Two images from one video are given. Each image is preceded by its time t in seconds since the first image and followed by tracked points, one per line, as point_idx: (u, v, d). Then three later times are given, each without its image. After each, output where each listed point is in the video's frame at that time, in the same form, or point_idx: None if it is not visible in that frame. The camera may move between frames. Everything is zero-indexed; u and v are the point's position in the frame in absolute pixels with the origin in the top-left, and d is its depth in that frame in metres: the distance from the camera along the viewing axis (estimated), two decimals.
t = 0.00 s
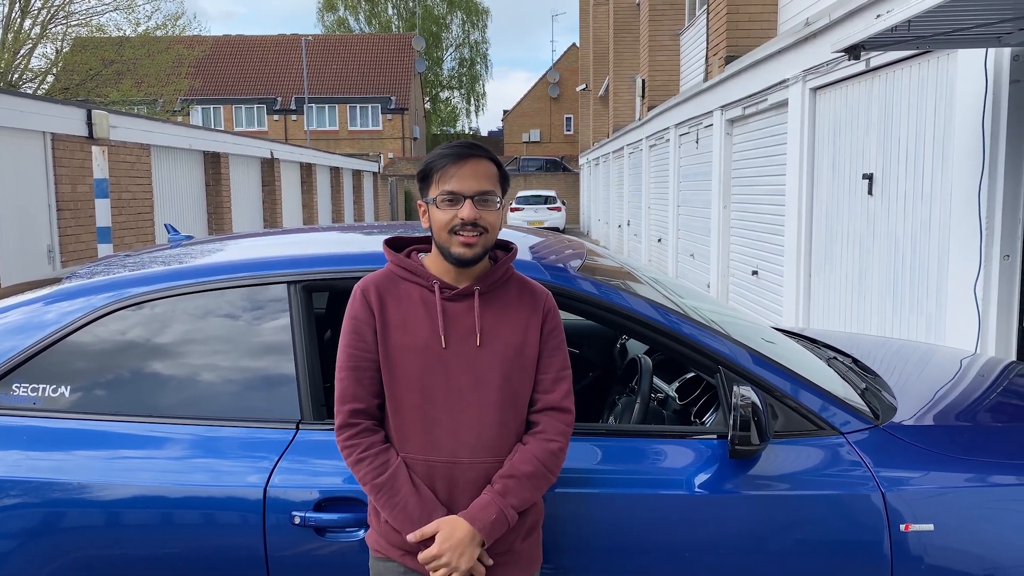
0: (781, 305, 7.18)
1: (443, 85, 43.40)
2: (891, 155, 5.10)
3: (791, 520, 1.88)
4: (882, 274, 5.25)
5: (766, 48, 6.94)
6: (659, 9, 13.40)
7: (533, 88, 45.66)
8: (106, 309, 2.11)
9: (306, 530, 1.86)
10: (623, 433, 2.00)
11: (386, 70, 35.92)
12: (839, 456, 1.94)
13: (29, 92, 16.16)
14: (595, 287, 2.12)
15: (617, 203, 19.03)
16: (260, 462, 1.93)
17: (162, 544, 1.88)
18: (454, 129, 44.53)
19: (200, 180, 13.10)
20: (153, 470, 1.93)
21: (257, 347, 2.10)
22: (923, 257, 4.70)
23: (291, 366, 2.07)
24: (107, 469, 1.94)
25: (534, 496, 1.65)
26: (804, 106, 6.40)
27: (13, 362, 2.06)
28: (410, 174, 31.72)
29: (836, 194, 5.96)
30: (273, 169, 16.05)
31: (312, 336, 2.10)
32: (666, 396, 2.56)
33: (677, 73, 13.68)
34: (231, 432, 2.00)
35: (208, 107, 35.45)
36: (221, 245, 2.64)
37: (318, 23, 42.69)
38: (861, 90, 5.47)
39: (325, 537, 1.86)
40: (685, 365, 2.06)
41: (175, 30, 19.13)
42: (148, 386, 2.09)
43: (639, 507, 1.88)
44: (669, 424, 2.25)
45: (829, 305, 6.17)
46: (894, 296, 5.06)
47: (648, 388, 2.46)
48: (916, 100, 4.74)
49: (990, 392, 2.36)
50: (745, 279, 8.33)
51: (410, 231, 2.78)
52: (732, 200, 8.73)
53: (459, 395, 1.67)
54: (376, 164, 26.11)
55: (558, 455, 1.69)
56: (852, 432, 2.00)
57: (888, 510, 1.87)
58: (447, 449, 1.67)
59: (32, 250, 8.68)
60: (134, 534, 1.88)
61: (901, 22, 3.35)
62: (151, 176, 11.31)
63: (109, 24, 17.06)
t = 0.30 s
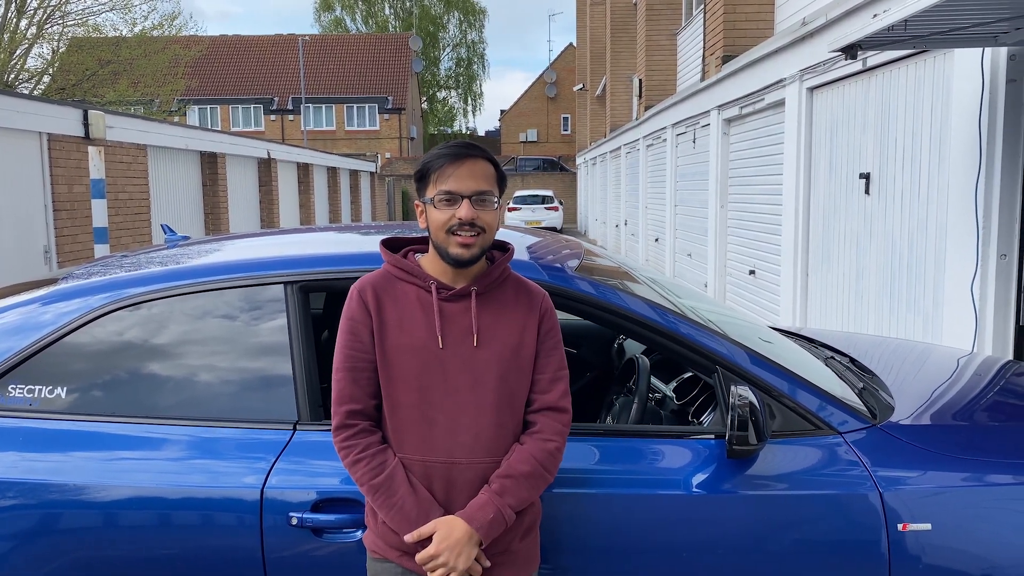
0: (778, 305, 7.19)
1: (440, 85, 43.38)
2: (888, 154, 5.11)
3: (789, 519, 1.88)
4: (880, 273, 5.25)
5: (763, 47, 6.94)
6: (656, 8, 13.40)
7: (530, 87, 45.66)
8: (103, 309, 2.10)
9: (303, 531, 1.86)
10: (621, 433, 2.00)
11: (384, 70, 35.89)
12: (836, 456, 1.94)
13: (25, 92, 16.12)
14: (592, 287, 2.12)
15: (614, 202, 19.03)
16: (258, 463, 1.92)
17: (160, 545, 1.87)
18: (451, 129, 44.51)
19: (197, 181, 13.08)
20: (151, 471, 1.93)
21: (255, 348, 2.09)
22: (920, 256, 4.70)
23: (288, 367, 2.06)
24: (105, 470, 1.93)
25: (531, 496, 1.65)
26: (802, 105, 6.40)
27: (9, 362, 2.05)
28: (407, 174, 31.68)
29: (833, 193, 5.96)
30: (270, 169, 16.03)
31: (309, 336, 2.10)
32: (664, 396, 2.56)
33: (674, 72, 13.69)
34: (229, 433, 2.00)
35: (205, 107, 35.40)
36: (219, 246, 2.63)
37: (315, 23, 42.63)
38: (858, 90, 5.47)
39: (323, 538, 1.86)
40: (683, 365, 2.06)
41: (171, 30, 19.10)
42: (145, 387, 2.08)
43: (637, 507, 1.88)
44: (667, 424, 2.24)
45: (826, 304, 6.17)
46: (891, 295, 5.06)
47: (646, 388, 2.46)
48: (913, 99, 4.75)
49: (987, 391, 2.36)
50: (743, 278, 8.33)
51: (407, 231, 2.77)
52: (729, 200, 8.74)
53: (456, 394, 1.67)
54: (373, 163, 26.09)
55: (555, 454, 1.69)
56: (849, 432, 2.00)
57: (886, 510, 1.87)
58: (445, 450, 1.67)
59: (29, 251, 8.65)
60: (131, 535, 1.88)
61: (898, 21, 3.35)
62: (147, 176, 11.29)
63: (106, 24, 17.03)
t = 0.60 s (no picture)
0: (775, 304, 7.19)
1: (437, 85, 43.36)
2: (885, 153, 5.11)
3: (787, 518, 1.88)
4: (877, 272, 5.25)
5: (760, 46, 6.94)
6: (653, 8, 13.40)
7: (527, 87, 45.66)
8: (99, 309, 2.10)
9: (300, 532, 1.85)
10: (619, 432, 2.00)
11: (381, 70, 35.87)
12: (834, 455, 1.94)
13: (21, 92, 16.09)
14: (590, 287, 2.11)
15: (611, 202, 19.05)
16: (255, 463, 1.92)
17: (158, 546, 1.87)
18: (448, 128, 44.49)
19: (193, 181, 13.05)
20: (149, 471, 1.92)
21: (252, 348, 2.09)
22: (917, 255, 4.70)
23: (285, 366, 2.06)
24: (103, 471, 1.93)
25: (530, 496, 1.64)
26: (799, 105, 6.40)
27: (5, 362, 2.04)
28: (404, 174, 31.66)
29: (830, 193, 5.97)
30: (267, 169, 16.01)
31: (306, 336, 2.10)
32: (661, 396, 2.56)
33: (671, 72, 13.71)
34: (226, 433, 1.99)
35: (202, 107, 35.35)
36: (216, 246, 2.62)
37: (311, 23, 42.58)
38: (855, 89, 5.47)
39: (320, 538, 1.86)
40: (681, 364, 2.05)
41: (168, 30, 19.08)
42: (142, 388, 2.08)
43: (635, 506, 1.87)
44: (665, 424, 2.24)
45: (823, 303, 6.18)
46: (888, 294, 5.07)
47: (643, 387, 2.45)
48: (909, 98, 4.75)
49: (984, 390, 2.37)
50: (740, 277, 8.34)
51: (405, 231, 2.77)
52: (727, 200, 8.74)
53: (454, 394, 1.67)
54: (370, 163, 26.08)
55: (553, 454, 1.68)
56: (847, 431, 2.00)
57: (883, 508, 1.87)
58: (443, 450, 1.67)
59: (25, 250, 8.63)
60: (128, 536, 1.87)
61: (895, 20, 3.35)
62: (144, 176, 11.28)
63: (102, 24, 17.00)
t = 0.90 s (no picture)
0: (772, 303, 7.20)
1: (434, 84, 43.33)
2: (881, 152, 5.12)
3: (783, 516, 1.88)
4: (873, 271, 5.26)
5: (756, 45, 6.94)
6: (649, 7, 13.40)
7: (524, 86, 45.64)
8: (95, 309, 2.09)
9: (297, 532, 1.85)
10: (616, 432, 1.99)
11: (377, 69, 35.82)
12: (830, 454, 1.94)
13: (17, 92, 16.04)
14: (586, 286, 2.11)
15: (608, 201, 19.05)
16: (252, 463, 1.91)
17: (155, 546, 1.86)
18: (445, 127, 44.45)
19: (189, 180, 13.02)
20: (145, 472, 1.91)
21: (249, 347, 2.08)
22: (913, 253, 4.71)
23: (281, 366, 2.05)
24: (100, 471, 1.92)
25: (532, 492, 1.64)
26: (795, 103, 6.40)
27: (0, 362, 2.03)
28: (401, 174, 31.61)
29: (827, 192, 5.98)
30: (263, 169, 15.98)
31: (302, 336, 2.09)
32: (658, 395, 2.56)
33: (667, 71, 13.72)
34: (223, 433, 1.98)
35: (198, 106, 35.27)
36: (212, 245, 2.61)
37: (308, 22, 42.51)
38: (851, 88, 5.48)
39: (316, 539, 1.85)
40: (677, 363, 2.05)
41: (163, 29, 19.04)
42: (138, 388, 2.07)
43: (632, 505, 1.87)
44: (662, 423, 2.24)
45: (820, 302, 6.18)
46: (885, 292, 5.08)
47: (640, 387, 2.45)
48: (906, 97, 4.76)
49: (980, 389, 2.37)
50: (736, 276, 8.35)
51: (401, 231, 2.76)
52: (723, 199, 8.75)
53: (452, 392, 1.66)
54: (367, 163, 26.05)
55: (553, 451, 1.69)
56: (844, 430, 2.00)
57: (880, 507, 1.88)
58: (441, 449, 1.66)
59: (20, 251, 8.60)
60: (124, 536, 1.87)
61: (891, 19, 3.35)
62: (140, 176, 11.25)
63: (97, 24, 16.97)
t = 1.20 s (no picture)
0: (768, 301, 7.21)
1: (431, 84, 43.31)
2: (877, 151, 5.12)
3: (780, 515, 1.87)
4: (869, 270, 5.27)
5: (753, 44, 6.94)
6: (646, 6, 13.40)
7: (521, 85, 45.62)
8: (91, 308, 2.08)
9: (293, 532, 1.84)
10: (613, 430, 1.99)
11: (374, 68, 35.76)
12: (827, 452, 1.94)
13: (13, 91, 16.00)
14: (583, 285, 2.11)
15: (605, 200, 19.06)
16: (249, 463, 1.91)
17: (152, 546, 1.85)
18: (442, 126, 44.42)
19: (185, 180, 13.00)
20: (142, 472, 1.91)
21: (246, 347, 2.07)
22: (909, 252, 4.72)
23: (276, 365, 2.05)
24: (96, 471, 1.91)
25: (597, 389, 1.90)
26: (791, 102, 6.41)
27: None
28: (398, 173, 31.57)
29: (823, 190, 5.98)
30: (259, 167, 15.95)
31: (297, 334, 2.08)
32: (655, 394, 2.55)
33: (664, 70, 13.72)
34: (220, 433, 1.98)
35: (194, 105, 35.20)
36: (208, 244, 2.60)
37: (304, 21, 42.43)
38: (848, 86, 5.48)
39: (313, 538, 1.84)
40: (674, 361, 2.05)
41: (159, 28, 18.99)
42: (134, 388, 2.06)
43: (630, 503, 1.87)
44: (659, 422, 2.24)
45: (816, 300, 6.19)
46: (882, 291, 5.08)
47: (637, 386, 2.45)
48: (902, 95, 4.76)
49: (977, 387, 2.37)
50: (733, 275, 8.36)
51: (398, 230, 2.76)
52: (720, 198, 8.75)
53: (455, 388, 1.67)
54: (363, 162, 26.04)
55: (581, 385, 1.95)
56: (841, 428, 2.00)
57: (877, 505, 1.88)
58: (445, 446, 1.66)
59: (16, 250, 8.57)
60: (121, 536, 1.86)
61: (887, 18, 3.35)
62: (136, 175, 11.23)
63: (93, 23, 16.92)
